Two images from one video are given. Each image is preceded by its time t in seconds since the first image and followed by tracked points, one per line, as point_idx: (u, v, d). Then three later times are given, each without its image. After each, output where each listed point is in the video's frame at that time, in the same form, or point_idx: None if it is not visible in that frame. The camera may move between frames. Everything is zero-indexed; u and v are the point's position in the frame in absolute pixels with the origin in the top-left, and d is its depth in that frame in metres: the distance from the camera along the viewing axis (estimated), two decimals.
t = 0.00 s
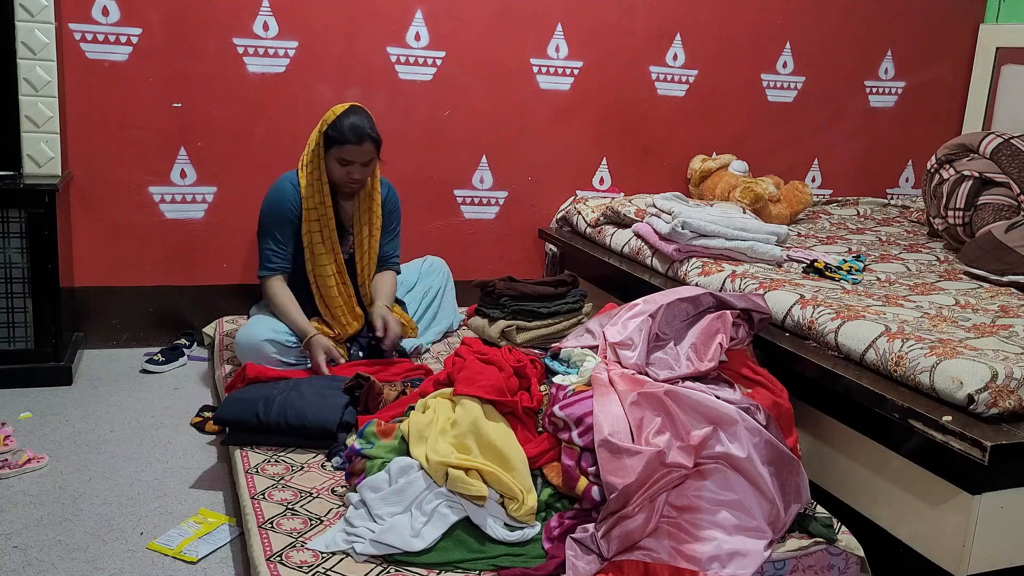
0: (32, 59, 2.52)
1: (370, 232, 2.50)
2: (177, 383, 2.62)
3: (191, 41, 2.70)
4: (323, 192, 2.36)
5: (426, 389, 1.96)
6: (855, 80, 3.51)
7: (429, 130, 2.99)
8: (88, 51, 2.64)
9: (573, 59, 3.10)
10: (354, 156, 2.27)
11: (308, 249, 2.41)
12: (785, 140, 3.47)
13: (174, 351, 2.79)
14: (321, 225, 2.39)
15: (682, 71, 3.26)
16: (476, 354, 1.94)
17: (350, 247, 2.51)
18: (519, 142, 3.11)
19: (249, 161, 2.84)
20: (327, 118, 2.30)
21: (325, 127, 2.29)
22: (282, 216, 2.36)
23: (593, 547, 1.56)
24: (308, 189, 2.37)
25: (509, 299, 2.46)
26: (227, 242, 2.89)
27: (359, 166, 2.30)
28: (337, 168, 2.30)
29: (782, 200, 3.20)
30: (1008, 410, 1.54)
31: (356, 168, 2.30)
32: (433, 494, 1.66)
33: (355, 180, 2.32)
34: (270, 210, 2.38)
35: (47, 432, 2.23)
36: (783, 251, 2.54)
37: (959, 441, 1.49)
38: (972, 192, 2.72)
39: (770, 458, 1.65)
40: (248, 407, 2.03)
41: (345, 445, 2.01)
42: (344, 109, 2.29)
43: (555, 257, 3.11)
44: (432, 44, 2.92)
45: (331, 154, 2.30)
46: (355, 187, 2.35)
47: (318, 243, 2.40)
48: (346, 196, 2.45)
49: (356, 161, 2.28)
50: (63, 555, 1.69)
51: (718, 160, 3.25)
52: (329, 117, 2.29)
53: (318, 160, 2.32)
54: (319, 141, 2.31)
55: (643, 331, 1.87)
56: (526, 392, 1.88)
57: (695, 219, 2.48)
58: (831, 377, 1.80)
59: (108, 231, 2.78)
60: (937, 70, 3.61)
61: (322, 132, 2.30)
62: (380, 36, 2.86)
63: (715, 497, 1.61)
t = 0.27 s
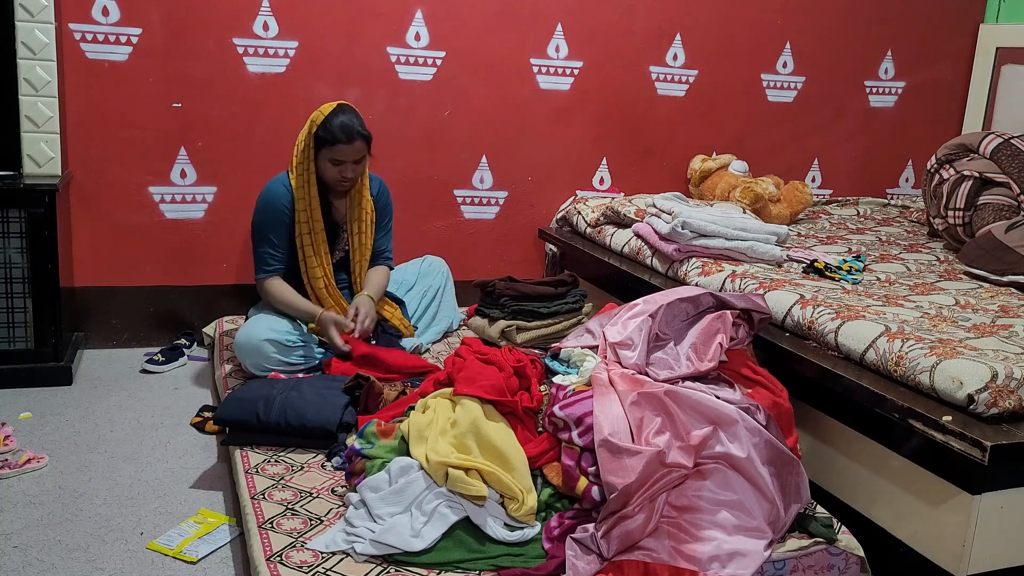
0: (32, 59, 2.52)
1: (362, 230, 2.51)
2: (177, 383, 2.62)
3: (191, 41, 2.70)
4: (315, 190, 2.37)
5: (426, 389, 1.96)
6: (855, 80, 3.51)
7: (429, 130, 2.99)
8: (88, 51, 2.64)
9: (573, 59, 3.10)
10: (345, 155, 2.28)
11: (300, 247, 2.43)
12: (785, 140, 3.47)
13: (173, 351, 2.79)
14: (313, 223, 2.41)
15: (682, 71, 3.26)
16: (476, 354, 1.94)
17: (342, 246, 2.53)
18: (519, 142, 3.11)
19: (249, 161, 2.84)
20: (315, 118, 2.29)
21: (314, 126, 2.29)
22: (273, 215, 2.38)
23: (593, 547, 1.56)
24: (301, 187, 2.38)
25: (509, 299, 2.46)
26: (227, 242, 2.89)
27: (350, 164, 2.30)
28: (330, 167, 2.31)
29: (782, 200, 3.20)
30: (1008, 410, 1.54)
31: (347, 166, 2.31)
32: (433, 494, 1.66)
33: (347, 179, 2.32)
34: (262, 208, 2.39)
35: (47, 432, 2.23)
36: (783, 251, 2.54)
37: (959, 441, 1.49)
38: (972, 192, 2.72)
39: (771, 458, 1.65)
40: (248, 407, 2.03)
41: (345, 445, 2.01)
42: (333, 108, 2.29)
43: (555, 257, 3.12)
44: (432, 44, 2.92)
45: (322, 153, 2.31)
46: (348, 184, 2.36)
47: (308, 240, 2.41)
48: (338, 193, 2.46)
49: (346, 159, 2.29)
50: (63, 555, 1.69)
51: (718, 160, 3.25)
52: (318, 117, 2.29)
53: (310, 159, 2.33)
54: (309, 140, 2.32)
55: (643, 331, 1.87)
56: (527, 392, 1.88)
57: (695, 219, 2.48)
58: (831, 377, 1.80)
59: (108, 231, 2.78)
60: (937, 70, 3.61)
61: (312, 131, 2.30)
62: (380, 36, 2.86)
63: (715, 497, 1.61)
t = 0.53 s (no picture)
0: (32, 59, 2.52)
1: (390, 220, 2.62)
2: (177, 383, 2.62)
3: (191, 41, 2.70)
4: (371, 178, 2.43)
5: (426, 389, 1.96)
6: (855, 80, 3.51)
7: (429, 130, 2.99)
8: (88, 52, 2.64)
9: (573, 59, 3.10)
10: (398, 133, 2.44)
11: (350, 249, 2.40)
12: (785, 140, 3.47)
13: (173, 351, 2.79)
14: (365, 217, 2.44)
15: (682, 71, 3.26)
16: (476, 354, 1.94)
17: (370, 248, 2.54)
18: (519, 142, 3.11)
19: (249, 162, 2.84)
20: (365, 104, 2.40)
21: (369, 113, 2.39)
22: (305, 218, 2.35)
23: (593, 547, 1.56)
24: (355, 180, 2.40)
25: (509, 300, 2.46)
26: (227, 242, 2.89)
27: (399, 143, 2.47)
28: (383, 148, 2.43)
29: (782, 200, 3.19)
30: (1008, 410, 1.54)
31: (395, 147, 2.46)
32: (433, 494, 1.66)
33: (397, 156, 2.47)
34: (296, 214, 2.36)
35: (47, 432, 2.23)
36: (783, 251, 2.54)
37: (959, 441, 1.49)
38: (972, 192, 2.72)
39: (770, 458, 1.65)
40: (248, 407, 2.03)
41: (345, 445, 2.01)
42: (375, 95, 2.43)
43: (555, 257, 3.12)
44: (432, 44, 2.92)
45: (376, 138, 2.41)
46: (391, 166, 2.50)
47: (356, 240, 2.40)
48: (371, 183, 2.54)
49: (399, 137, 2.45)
50: (63, 555, 1.69)
51: (719, 160, 3.25)
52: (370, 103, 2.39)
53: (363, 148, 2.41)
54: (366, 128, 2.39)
55: (643, 331, 1.87)
56: (526, 392, 1.88)
57: (695, 219, 2.47)
58: (831, 377, 1.80)
59: (108, 231, 2.78)
60: (937, 70, 3.61)
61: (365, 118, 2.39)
62: (380, 36, 2.86)
63: (715, 497, 1.61)
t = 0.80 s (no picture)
0: (32, 59, 2.52)
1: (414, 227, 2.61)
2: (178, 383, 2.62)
3: (191, 41, 2.70)
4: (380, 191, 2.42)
5: (426, 389, 1.96)
6: (855, 80, 3.51)
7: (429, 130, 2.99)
8: (88, 51, 2.64)
9: (573, 59, 3.10)
10: (409, 143, 2.37)
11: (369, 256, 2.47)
12: (785, 139, 3.47)
13: (174, 351, 2.79)
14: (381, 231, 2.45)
15: (682, 71, 3.25)
16: (476, 354, 1.93)
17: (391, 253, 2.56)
18: (519, 142, 3.11)
19: (249, 162, 2.84)
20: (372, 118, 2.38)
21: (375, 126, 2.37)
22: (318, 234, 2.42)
23: (593, 547, 1.57)
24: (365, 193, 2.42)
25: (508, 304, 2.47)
26: (227, 242, 2.89)
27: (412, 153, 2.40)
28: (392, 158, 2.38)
29: (782, 200, 3.20)
30: (1008, 410, 1.54)
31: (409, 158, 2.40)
32: (433, 494, 1.66)
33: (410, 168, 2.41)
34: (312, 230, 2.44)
35: (47, 432, 2.23)
36: (783, 251, 2.54)
37: (959, 441, 1.49)
38: (972, 192, 2.72)
39: (770, 458, 1.65)
40: (248, 407, 2.03)
41: (345, 445, 2.00)
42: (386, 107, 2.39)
43: (555, 257, 3.12)
44: (432, 44, 2.92)
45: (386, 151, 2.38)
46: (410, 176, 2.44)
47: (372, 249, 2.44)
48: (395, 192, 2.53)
49: (410, 147, 2.38)
50: (63, 555, 1.69)
51: (719, 160, 3.25)
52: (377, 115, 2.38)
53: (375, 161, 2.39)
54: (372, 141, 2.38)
55: (643, 331, 1.87)
56: (526, 392, 1.88)
57: (695, 219, 2.47)
58: (831, 377, 1.80)
59: (108, 231, 2.78)
60: (937, 70, 3.61)
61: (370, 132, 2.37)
62: (380, 36, 2.86)
63: (715, 497, 1.61)
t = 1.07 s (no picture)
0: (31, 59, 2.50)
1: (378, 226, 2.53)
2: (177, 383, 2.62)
3: (190, 40, 2.70)
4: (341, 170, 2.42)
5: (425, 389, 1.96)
6: (855, 80, 3.50)
7: (428, 130, 2.99)
8: (88, 51, 2.63)
9: (573, 59, 3.10)
10: (373, 122, 2.39)
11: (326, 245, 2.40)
12: (786, 139, 3.47)
13: (173, 351, 2.78)
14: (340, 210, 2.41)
15: (682, 71, 3.25)
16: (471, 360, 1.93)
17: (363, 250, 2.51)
18: (519, 142, 3.10)
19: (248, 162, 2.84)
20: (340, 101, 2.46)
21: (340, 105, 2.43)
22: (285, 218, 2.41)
23: (593, 548, 1.56)
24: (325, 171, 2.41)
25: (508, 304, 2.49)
26: (226, 242, 2.89)
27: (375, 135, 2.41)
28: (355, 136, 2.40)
29: (783, 200, 3.19)
30: (1008, 410, 1.53)
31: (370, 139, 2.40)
32: (433, 494, 1.65)
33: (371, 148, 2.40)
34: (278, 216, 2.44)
35: (47, 432, 2.23)
36: (784, 251, 2.53)
37: (959, 441, 1.49)
38: (972, 192, 2.72)
39: (771, 458, 1.65)
40: (247, 407, 2.02)
41: (345, 445, 2.00)
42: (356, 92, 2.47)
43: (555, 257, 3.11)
44: (432, 44, 2.92)
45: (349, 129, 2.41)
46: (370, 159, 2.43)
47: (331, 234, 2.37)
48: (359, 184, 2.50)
49: (372, 127, 2.39)
50: (62, 556, 1.69)
51: (719, 160, 3.25)
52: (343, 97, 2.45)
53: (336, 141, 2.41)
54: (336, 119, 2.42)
55: (643, 331, 1.87)
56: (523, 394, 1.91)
57: (695, 219, 2.47)
58: (831, 377, 1.79)
59: (107, 231, 2.77)
60: (937, 70, 3.61)
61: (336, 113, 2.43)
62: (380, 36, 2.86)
63: (715, 497, 1.60)
